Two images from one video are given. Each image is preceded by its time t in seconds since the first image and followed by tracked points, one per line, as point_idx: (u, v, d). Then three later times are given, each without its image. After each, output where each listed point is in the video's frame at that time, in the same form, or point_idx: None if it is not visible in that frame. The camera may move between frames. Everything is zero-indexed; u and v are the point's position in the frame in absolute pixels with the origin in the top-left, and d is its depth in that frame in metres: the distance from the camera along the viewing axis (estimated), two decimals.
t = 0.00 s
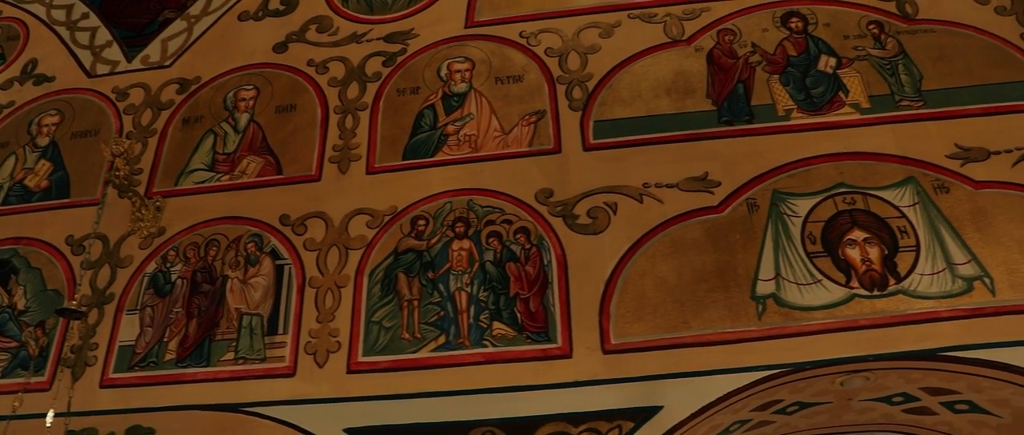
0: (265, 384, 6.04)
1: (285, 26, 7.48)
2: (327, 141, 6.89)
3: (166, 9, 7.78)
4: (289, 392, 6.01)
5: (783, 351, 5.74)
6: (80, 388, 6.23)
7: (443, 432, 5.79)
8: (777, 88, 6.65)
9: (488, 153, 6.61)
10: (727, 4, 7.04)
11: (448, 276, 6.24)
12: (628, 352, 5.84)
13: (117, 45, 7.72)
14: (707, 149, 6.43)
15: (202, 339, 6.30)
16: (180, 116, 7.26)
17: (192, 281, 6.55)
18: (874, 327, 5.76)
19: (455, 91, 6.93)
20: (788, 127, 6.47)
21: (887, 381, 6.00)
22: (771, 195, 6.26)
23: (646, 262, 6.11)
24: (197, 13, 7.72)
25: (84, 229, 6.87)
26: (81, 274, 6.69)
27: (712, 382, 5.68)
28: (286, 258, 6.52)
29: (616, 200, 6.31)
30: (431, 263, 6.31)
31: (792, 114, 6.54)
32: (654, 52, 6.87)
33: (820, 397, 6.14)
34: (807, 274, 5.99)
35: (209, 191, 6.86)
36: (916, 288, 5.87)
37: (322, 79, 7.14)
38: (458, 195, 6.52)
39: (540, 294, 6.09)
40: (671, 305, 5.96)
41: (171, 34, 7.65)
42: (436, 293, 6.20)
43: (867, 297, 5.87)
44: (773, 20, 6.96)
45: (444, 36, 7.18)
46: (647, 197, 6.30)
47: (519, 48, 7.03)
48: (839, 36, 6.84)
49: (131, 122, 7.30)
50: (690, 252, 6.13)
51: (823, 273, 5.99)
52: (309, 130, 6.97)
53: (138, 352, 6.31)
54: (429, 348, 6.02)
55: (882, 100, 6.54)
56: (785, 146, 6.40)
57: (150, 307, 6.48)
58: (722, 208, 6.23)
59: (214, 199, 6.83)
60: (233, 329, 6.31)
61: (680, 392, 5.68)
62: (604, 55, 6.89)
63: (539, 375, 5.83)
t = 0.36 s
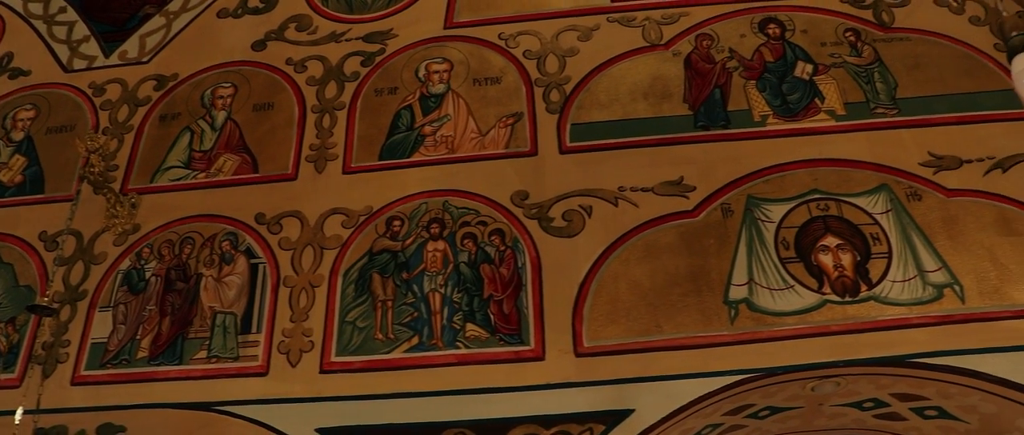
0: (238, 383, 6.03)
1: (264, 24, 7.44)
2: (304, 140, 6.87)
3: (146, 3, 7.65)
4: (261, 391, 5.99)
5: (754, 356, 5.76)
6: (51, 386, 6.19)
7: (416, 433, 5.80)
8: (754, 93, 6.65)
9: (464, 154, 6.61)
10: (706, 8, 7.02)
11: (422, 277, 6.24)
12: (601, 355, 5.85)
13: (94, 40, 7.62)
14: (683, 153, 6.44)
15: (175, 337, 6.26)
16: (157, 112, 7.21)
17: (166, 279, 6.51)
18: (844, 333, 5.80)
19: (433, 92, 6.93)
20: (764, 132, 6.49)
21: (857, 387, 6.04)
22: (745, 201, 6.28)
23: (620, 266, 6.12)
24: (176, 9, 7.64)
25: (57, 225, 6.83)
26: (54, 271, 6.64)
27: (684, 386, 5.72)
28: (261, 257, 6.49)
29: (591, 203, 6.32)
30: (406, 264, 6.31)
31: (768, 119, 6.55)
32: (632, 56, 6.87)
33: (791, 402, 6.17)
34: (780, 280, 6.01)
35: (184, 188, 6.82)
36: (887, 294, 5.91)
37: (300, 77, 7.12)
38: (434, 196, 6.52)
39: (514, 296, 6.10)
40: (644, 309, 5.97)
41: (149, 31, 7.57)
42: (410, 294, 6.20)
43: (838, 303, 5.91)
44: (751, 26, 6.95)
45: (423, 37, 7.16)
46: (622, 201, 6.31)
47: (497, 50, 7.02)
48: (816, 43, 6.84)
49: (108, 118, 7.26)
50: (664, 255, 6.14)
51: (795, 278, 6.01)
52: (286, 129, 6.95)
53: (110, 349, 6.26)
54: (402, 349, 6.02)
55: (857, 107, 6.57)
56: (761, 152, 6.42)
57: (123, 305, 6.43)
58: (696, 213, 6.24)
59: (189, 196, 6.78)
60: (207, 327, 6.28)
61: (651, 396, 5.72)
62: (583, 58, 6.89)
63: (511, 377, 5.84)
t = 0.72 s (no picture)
0: (211, 383, 6.00)
1: (243, 22, 7.41)
2: (282, 140, 6.86)
3: None
4: (235, 390, 5.97)
5: (727, 361, 5.79)
6: (23, 384, 6.15)
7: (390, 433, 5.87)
8: (731, 99, 6.67)
9: (442, 156, 6.62)
10: (685, 14, 7.03)
11: (398, 278, 6.24)
12: (574, 358, 5.86)
13: (73, 36, 7.56)
14: (660, 158, 6.46)
15: (149, 336, 6.22)
16: (135, 110, 7.18)
17: (141, 277, 6.48)
18: (816, 339, 5.84)
19: (411, 93, 6.93)
20: (741, 138, 6.51)
21: (830, 392, 6.07)
22: (721, 206, 6.31)
23: (595, 269, 6.13)
24: (156, 6, 7.60)
25: (32, 222, 6.79)
26: (27, 268, 6.61)
27: (657, 390, 5.77)
28: (237, 256, 6.47)
29: (567, 206, 6.33)
30: (381, 265, 6.31)
31: (744, 125, 6.57)
32: (611, 60, 6.88)
33: (764, 407, 6.21)
34: (754, 285, 6.03)
35: (161, 187, 6.79)
36: (860, 301, 5.95)
37: (279, 77, 7.11)
38: (411, 198, 6.52)
39: (488, 299, 6.10)
40: (618, 313, 5.98)
41: (129, 27, 7.52)
42: (385, 295, 6.20)
43: (811, 309, 5.93)
44: (730, 32, 6.96)
45: (402, 38, 7.15)
46: (599, 205, 6.32)
47: (477, 52, 7.02)
48: (793, 50, 6.85)
49: (85, 115, 7.23)
50: (639, 260, 6.15)
51: (769, 284, 6.03)
52: (264, 129, 6.93)
53: (83, 348, 6.23)
54: (376, 350, 6.01)
55: (833, 114, 6.60)
56: (738, 157, 6.44)
57: (97, 303, 6.39)
58: (672, 217, 6.26)
59: (166, 195, 6.76)
60: (181, 326, 6.25)
61: (623, 399, 5.78)
62: (561, 61, 6.89)
63: (485, 379, 5.85)
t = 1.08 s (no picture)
0: (182, 382, 5.99)
1: (221, 20, 7.39)
2: (258, 139, 6.85)
3: None
4: (206, 390, 5.96)
5: (697, 366, 5.83)
6: None
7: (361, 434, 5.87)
8: (707, 104, 6.70)
9: (417, 158, 6.62)
10: (663, 18, 7.05)
11: (371, 279, 6.24)
12: (545, 361, 5.88)
13: (49, 30, 7.50)
14: (634, 163, 6.49)
15: (121, 334, 6.18)
16: (111, 106, 7.15)
17: (114, 274, 6.44)
18: (786, 345, 5.87)
19: (388, 94, 6.93)
20: (715, 144, 6.54)
21: (799, 398, 6.11)
22: (694, 211, 6.33)
23: (568, 272, 6.15)
24: (134, 2, 7.55)
25: (4, 218, 6.75)
26: None
27: (628, 394, 5.80)
28: (210, 255, 6.45)
29: (541, 209, 6.35)
30: (355, 265, 6.31)
31: (719, 131, 6.60)
32: (588, 63, 6.90)
33: (734, 412, 6.24)
34: (725, 291, 6.05)
35: (136, 184, 6.77)
36: (830, 307, 5.98)
37: (257, 75, 7.10)
38: (386, 199, 6.53)
39: (461, 301, 6.11)
40: (590, 316, 5.99)
41: (106, 23, 7.46)
42: (358, 296, 6.20)
43: (782, 315, 5.96)
44: (707, 37, 6.99)
45: (380, 39, 7.15)
46: (572, 208, 6.34)
47: (454, 54, 7.03)
48: (770, 56, 6.89)
49: (60, 110, 7.19)
50: (611, 263, 6.17)
51: (740, 289, 6.05)
52: (240, 127, 6.92)
53: (54, 345, 6.20)
54: (348, 351, 6.01)
55: (808, 121, 6.63)
56: (712, 163, 6.47)
57: (69, 300, 6.36)
58: (645, 222, 6.29)
59: (141, 192, 6.73)
60: (154, 324, 6.21)
61: (593, 403, 5.80)
62: (538, 64, 6.91)
63: (455, 381, 5.87)
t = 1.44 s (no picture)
0: (151, 381, 5.97)
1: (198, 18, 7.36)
2: (232, 138, 6.86)
3: None
4: (175, 389, 5.95)
5: (665, 372, 5.87)
6: None
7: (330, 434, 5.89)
8: (680, 111, 6.75)
9: (391, 160, 6.64)
10: (639, 25, 7.09)
11: (342, 280, 6.26)
12: (514, 365, 5.91)
13: (24, 25, 7.41)
14: (607, 168, 6.52)
15: (91, 332, 6.18)
16: (85, 103, 7.13)
17: (85, 273, 6.43)
18: (753, 352, 5.92)
19: (364, 96, 6.95)
20: (688, 151, 6.59)
21: (766, 404, 6.16)
22: (665, 217, 6.38)
23: (538, 277, 6.18)
24: None
25: None
26: None
27: (596, 398, 5.84)
28: (182, 254, 6.44)
29: (513, 213, 6.38)
30: (326, 267, 6.32)
31: (692, 138, 6.64)
32: (563, 69, 6.93)
33: (701, 417, 6.29)
34: (694, 297, 6.08)
35: (109, 182, 6.76)
36: (798, 315, 6.03)
37: (232, 75, 7.10)
38: (358, 201, 6.54)
39: (431, 304, 6.14)
40: (560, 321, 6.02)
41: (82, 19, 7.41)
42: (329, 297, 6.21)
43: (750, 322, 6.00)
44: (682, 44, 7.03)
45: (357, 40, 7.16)
46: (544, 213, 6.38)
47: (430, 56, 7.05)
48: (744, 64, 6.94)
49: (34, 107, 7.16)
50: (582, 269, 6.20)
51: (709, 296, 6.09)
52: (215, 127, 6.92)
53: (23, 343, 6.18)
54: (318, 352, 6.01)
55: (779, 129, 6.68)
56: (684, 170, 6.51)
57: (39, 298, 6.35)
58: (616, 227, 6.32)
59: (114, 190, 6.72)
60: (124, 323, 6.21)
61: (561, 408, 5.85)
62: (514, 68, 6.94)
63: (425, 383, 5.89)
